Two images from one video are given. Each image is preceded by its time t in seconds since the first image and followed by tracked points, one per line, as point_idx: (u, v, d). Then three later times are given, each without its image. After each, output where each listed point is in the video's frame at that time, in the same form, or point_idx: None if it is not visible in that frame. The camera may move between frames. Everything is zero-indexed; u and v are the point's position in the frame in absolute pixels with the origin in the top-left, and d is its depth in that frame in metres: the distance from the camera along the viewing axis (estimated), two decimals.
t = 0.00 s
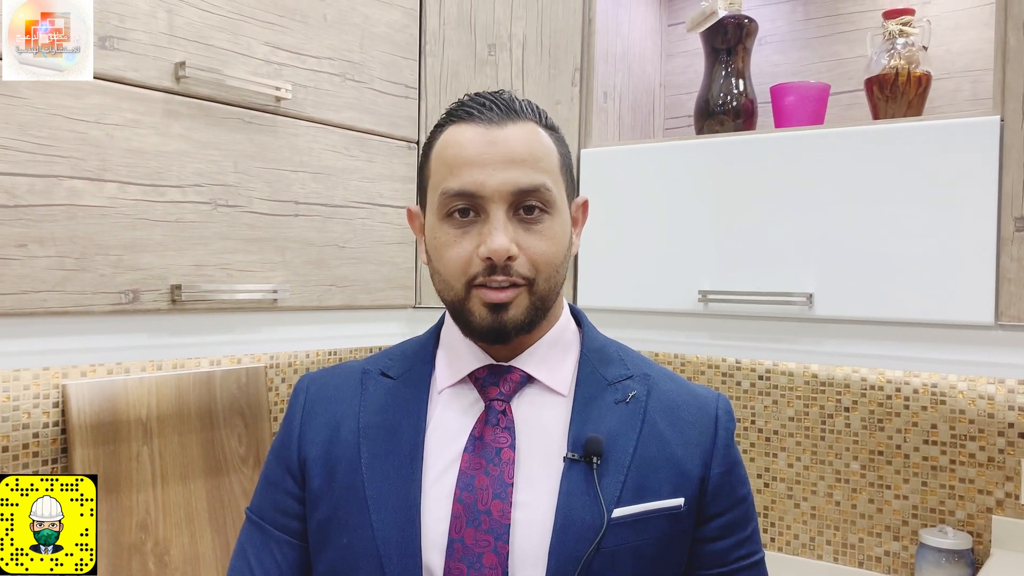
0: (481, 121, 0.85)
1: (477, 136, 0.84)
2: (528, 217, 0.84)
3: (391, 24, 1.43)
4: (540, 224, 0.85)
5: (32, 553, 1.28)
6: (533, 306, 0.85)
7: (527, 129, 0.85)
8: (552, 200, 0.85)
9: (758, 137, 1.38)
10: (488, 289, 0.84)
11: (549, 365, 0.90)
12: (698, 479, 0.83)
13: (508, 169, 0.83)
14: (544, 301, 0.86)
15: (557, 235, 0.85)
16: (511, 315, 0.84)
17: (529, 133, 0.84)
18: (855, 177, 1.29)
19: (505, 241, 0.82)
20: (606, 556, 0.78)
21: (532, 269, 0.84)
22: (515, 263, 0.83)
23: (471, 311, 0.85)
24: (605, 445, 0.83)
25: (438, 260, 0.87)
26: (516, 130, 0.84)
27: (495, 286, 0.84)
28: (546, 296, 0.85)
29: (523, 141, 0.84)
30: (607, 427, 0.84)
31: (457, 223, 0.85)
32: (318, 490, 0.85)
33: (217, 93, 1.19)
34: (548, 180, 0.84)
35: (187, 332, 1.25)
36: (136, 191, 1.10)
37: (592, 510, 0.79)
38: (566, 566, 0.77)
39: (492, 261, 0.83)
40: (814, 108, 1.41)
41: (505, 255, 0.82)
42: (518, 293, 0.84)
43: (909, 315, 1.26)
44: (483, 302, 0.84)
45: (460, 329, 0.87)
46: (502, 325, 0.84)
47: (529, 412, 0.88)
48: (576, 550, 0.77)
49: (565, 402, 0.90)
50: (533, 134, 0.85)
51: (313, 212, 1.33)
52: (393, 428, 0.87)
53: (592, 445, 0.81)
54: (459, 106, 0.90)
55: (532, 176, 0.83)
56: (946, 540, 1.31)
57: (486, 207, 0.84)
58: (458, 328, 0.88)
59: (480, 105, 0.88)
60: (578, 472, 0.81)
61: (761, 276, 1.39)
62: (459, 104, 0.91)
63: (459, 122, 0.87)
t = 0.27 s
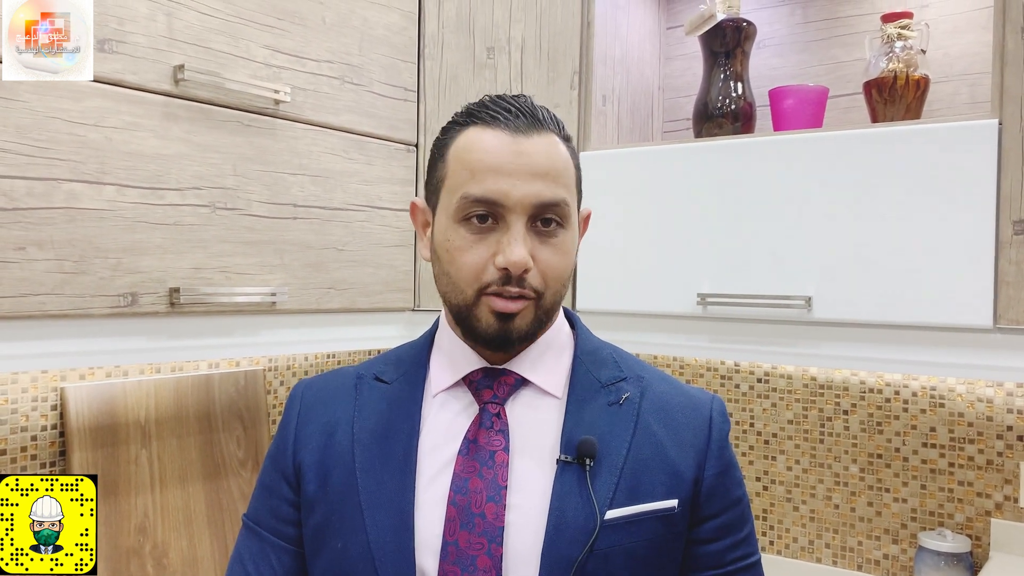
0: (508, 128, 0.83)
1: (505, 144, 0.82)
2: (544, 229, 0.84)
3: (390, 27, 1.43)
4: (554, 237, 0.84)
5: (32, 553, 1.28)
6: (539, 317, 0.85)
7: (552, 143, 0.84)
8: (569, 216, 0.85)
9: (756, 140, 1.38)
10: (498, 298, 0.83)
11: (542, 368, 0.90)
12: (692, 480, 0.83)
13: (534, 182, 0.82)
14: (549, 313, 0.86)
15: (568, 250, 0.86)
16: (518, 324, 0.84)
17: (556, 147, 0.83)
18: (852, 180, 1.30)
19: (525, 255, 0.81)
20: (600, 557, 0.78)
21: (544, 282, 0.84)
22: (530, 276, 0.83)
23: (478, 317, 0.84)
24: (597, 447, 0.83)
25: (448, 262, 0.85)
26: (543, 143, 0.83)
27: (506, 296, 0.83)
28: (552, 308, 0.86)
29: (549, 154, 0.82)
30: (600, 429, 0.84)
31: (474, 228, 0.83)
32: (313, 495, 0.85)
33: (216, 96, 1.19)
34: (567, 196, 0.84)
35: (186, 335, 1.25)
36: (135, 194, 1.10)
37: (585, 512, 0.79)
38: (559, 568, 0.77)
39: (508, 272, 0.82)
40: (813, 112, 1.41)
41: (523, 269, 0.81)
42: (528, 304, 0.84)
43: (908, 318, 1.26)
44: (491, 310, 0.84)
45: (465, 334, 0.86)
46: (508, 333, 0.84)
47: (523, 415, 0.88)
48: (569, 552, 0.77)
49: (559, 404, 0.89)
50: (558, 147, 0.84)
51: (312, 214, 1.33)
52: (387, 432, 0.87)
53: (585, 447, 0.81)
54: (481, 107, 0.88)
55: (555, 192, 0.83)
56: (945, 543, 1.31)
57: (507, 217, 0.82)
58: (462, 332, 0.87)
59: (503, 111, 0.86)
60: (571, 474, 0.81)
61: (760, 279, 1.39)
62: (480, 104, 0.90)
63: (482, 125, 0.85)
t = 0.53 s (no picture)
0: (515, 137, 0.83)
1: (512, 154, 0.81)
2: (548, 240, 0.84)
3: (387, 32, 1.44)
4: (558, 248, 0.84)
5: (32, 553, 1.27)
6: (540, 327, 0.85)
7: (559, 153, 0.83)
8: (573, 228, 0.85)
9: (754, 143, 1.38)
10: (500, 307, 0.84)
11: (543, 374, 0.89)
12: (692, 484, 0.83)
13: (540, 194, 0.81)
14: (550, 323, 0.86)
15: (571, 262, 0.85)
16: (518, 334, 0.84)
17: (562, 158, 0.83)
18: (848, 184, 1.30)
19: (529, 267, 0.81)
20: (598, 562, 0.78)
21: (546, 293, 0.84)
22: (532, 287, 0.83)
23: (479, 326, 0.84)
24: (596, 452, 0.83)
25: (450, 270, 0.85)
26: (550, 153, 0.82)
27: (508, 306, 0.83)
28: (553, 318, 0.86)
29: (556, 166, 0.82)
30: (599, 433, 0.84)
31: (478, 237, 0.83)
32: (311, 501, 0.85)
33: (213, 101, 1.19)
34: (572, 208, 0.84)
35: (183, 340, 1.25)
36: (132, 200, 1.10)
37: (584, 516, 0.79)
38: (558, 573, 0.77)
39: (511, 283, 0.82)
40: (809, 116, 1.42)
41: (526, 280, 0.81)
42: (529, 314, 0.84)
43: (905, 321, 1.26)
44: (492, 319, 0.84)
45: (466, 340, 0.86)
46: (508, 342, 0.84)
47: (522, 420, 0.87)
48: (567, 557, 0.77)
49: (558, 409, 0.89)
50: (565, 158, 0.84)
51: (309, 219, 1.33)
52: (386, 438, 0.87)
53: (583, 452, 0.81)
54: (488, 113, 0.88)
55: (561, 204, 0.82)
56: (943, 547, 1.30)
57: (511, 227, 0.82)
58: (463, 338, 0.87)
59: (510, 118, 0.86)
60: (570, 479, 0.81)
61: (758, 283, 1.39)
62: (488, 109, 0.89)
63: (489, 132, 0.85)
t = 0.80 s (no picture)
0: (510, 161, 0.82)
1: (507, 181, 0.80)
2: (548, 265, 0.83)
3: (387, 42, 1.44)
4: (558, 272, 0.84)
5: (32, 553, 1.27)
6: (542, 352, 0.85)
7: (556, 176, 0.82)
8: (573, 250, 0.84)
9: (754, 152, 1.39)
10: (500, 335, 0.84)
11: (550, 388, 0.89)
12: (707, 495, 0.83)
13: (537, 221, 0.80)
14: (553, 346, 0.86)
15: (573, 285, 0.85)
16: (520, 360, 0.84)
17: (559, 181, 0.82)
18: (847, 193, 1.30)
19: (527, 295, 0.81)
20: None
21: (547, 318, 0.84)
22: (532, 314, 0.83)
23: (481, 353, 0.84)
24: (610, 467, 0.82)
25: (450, 297, 0.85)
26: (546, 177, 0.81)
27: (508, 333, 0.83)
28: (556, 341, 0.86)
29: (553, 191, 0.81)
30: (612, 448, 0.84)
31: (475, 265, 0.83)
32: (314, 511, 0.85)
33: (214, 111, 1.20)
34: (572, 231, 0.83)
35: (183, 349, 1.25)
36: (133, 210, 1.10)
37: (600, 535, 0.79)
38: None
39: (510, 312, 0.82)
40: (808, 125, 1.42)
41: (525, 309, 0.81)
42: (530, 340, 0.84)
43: (905, 329, 1.26)
44: (493, 347, 0.84)
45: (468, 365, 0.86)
46: (511, 369, 0.85)
47: (530, 436, 0.87)
48: None
49: (568, 424, 0.88)
50: (562, 180, 0.82)
51: (310, 229, 1.33)
52: (389, 451, 0.87)
53: (597, 470, 0.81)
54: (484, 132, 0.87)
55: (559, 229, 0.81)
56: (944, 554, 1.30)
57: (509, 255, 0.82)
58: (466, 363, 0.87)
59: (507, 138, 0.85)
60: (583, 497, 0.81)
61: (758, 291, 1.39)
62: (485, 127, 0.89)
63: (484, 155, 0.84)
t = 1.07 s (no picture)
0: (518, 154, 0.83)
1: (515, 172, 0.82)
2: (556, 258, 0.84)
3: (388, 49, 1.45)
4: (566, 265, 0.84)
5: (32, 553, 1.27)
6: (551, 346, 0.85)
7: (564, 169, 0.83)
8: (581, 243, 0.84)
9: (754, 158, 1.39)
10: (509, 328, 0.84)
11: (557, 392, 0.89)
12: (717, 502, 0.83)
13: (545, 212, 0.81)
14: (562, 341, 0.86)
15: (581, 278, 0.85)
16: (529, 354, 0.84)
17: (567, 174, 0.83)
18: (848, 199, 1.30)
19: (535, 285, 0.81)
20: None
21: (556, 311, 0.84)
22: (541, 305, 0.83)
23: (489, 347, 0.84)
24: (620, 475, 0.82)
25: (458, 291, 0.85)
26: (554, 170, 0.83)
27: (517, 325, 0.83)
28: (564, 336, 0.86)
29: (561, 183, 0.82)
30: (621, 455, 0.84)
31: (483, 257, 0.83)
32: (321, 517, 0.85)
33: (214, 118, 1.20)
34: (580, 224, 0.84)
35: (183, 356, 1.25)
36: (134, 216, 1.10)
37: (611, 542, 0.79)
38: None
39: (518, 302, 0.82)
40: (808, 131, 1.42)
41: (534, 299, 0.81)
42: (539, 333, 0.84)
43: (905, 335, 1.26)
44: (502, 340, 0.84)
45: (477, 361, 0.86)
46: (520, 362, 0.84)
47: (540, 442, 0.87)
48: None
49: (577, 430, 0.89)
50: (570, 174, 0.84)
51: (310, 235, 1.33)
52: (398, 457, 0.87)
53: (607, 477, 0.81)
54: (491, 131, 0.89)
55: (567, 220, 0.82)
56: (945, 561, 1.30)
57: (517, 246, 0.82)
58: (474, 359, 0.87)
59: (514, 135, 0.87)
60: (594, 505, 0.81)
61: (758, 297, 1.39)
62: (492, 128, 0.90)
63: (493, 151, 0.85)
